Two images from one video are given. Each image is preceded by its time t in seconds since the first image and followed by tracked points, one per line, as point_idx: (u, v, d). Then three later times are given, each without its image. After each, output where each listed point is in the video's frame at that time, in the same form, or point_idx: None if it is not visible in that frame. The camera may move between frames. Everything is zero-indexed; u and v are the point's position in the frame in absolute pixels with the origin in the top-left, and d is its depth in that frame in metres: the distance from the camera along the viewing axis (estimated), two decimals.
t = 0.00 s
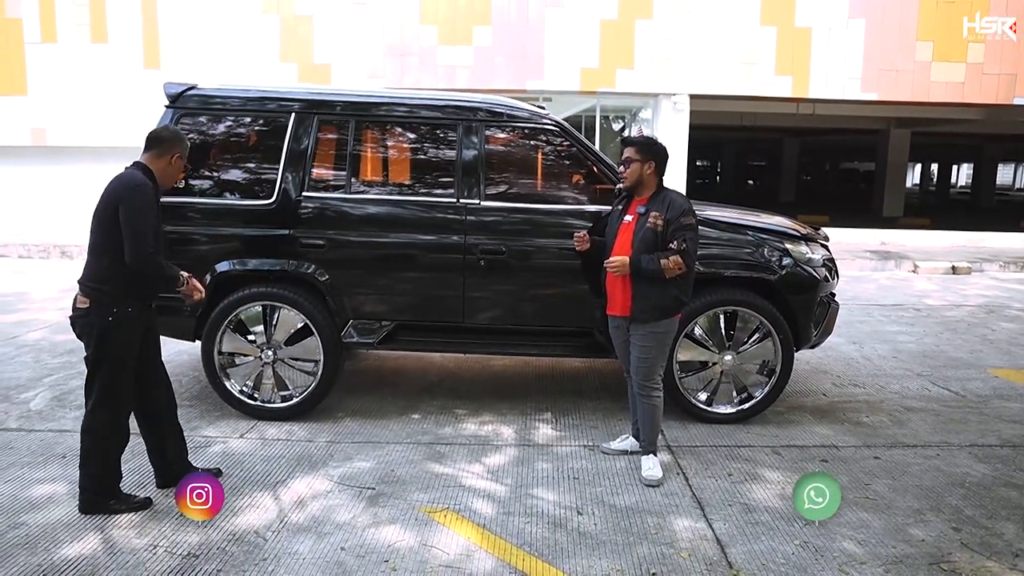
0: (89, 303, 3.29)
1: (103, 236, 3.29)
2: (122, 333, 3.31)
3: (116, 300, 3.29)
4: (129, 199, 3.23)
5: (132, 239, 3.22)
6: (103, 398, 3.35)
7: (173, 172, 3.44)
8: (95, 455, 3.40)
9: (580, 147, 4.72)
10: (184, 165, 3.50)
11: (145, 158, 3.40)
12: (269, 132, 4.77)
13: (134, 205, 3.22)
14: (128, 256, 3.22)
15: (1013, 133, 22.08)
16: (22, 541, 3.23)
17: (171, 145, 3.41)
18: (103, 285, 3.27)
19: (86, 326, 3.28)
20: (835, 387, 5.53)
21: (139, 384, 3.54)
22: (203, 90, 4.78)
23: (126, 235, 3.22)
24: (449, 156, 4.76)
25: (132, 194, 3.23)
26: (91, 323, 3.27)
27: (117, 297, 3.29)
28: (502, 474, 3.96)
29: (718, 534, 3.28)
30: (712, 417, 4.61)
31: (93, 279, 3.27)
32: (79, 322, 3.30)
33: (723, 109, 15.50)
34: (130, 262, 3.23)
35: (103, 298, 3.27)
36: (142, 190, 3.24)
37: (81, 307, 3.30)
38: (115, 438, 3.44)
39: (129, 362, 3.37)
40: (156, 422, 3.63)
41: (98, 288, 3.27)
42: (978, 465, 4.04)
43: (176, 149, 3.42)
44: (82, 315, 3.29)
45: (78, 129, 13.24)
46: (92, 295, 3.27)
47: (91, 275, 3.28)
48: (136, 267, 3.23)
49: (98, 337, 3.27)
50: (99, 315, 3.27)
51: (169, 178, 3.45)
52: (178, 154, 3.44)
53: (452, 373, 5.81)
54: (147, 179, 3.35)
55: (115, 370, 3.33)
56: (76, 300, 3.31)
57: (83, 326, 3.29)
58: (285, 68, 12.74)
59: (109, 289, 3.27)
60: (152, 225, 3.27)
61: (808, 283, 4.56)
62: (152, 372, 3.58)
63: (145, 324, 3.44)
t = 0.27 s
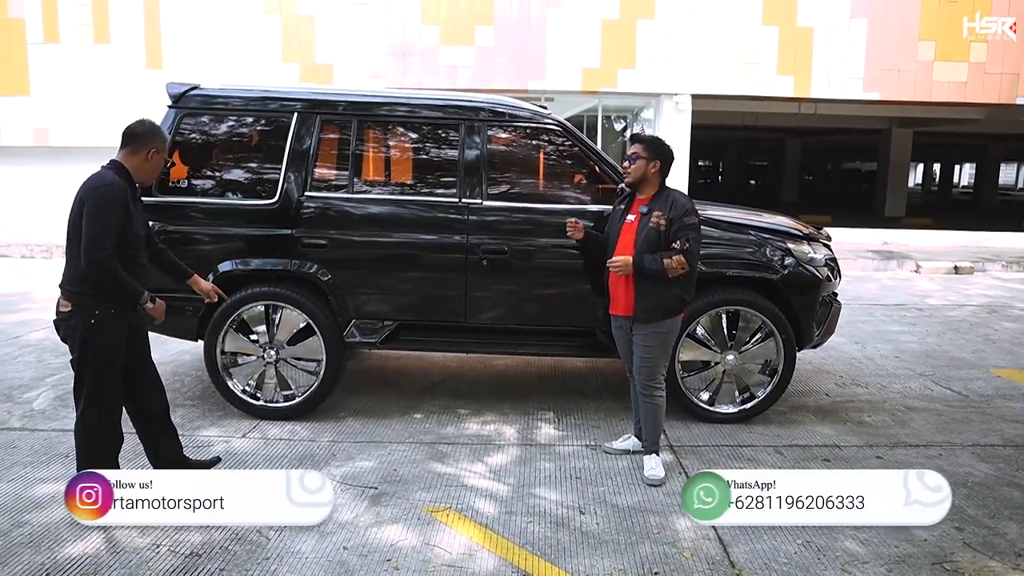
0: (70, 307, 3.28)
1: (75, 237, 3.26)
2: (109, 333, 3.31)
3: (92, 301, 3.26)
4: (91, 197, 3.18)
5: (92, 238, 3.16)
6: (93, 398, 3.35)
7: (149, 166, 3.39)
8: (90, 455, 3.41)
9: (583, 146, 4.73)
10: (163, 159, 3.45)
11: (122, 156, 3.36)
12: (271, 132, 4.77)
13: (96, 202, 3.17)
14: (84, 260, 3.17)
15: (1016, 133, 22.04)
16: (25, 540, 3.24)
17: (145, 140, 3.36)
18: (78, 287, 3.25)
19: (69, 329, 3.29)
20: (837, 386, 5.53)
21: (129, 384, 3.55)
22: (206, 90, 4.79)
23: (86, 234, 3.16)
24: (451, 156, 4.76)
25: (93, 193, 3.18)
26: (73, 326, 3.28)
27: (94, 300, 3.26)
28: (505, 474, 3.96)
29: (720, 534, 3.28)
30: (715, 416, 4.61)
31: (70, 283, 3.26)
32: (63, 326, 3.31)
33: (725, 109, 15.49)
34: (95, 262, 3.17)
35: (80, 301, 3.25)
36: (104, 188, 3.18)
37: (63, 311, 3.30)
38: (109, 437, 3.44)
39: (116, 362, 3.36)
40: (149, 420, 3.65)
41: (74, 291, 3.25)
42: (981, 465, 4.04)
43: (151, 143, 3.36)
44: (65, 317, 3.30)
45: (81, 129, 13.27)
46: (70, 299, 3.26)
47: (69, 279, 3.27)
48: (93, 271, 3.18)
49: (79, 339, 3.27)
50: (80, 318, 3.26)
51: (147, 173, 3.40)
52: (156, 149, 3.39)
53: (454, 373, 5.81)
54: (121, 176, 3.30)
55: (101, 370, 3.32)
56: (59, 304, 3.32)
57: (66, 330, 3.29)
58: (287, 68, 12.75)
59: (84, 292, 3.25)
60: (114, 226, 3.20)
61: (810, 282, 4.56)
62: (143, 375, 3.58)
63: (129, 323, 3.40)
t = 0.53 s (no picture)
0: (68, 309, 3.29)
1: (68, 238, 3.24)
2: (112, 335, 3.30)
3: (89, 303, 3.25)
4: (80, 198, 3.16)
5: (81, 240, 3.14)
6: (96, 398, 3.36)
7: (133, 159, 3.37)
8: (92, 456, 3.42)
9: (585, 146, 4.73)
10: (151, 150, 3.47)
11: (106, 154, 3.36)
12: (274, 132, 4.78)
13: (85, 204, 3.15)
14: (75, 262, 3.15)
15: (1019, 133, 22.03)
16: (30, 539, 3.25)
17: (124, 133, 3.35)
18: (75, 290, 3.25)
19: (70, 331, 3.29)
20: (839, 387, 5.53)
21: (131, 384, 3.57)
22: (209, 90, 4.80)
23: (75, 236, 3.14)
24: (454, 156, 4.77)
25: (82, 194, 3.17)
26: (73, 328, 3.28)
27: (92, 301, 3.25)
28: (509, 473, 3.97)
29: (722, 534, 3.29)
30: (717, 416, 4.62)
31: (68, 285, 3.26)
32: (63, 328, 3.31)
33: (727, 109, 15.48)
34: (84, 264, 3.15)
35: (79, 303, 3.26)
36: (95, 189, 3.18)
37: (63, 313, 3.30)
38: (112, 438, 3.45)
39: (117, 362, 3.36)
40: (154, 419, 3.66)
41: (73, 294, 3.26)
42: (983, 466, 4.04)
43: (129, 135, 3.35)
44: (65, 319, 3.30)
45: (84, 129, 13.30)
46: (70, 301, 3.27)
47: (66, 282, 3.27)
48: (84, 284, 3.13)
49: (81, 341, 3.28)
50: (80, 320, 3.26)
51: (130, 167, 3.39)
52: (138, 141, 3.38)
53: (457, 372, 5.82)
54: (108, 175, 3.30)
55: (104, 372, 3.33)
56: (58, 306, 3.32)
57: (67, 332, 3.30)
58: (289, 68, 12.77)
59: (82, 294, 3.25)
60: (99, 231, 3.17)
61: (813, 282, 4.56)
62: (144, 373, 3.60)
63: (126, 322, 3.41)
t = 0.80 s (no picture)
0: (75, 309, 3.36)
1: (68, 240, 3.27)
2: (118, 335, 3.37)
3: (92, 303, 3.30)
4: (76, 197, 3.19)
5: (79, 239, 3.16)
6: (104, 401, 3.43)
7: (118, 150, 3.36)
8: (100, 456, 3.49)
9: (586, 146, 4.73)
10: (139, 141, 3.45)
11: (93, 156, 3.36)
12: (275, 132, 4.79)
13: (82, 203, 3.18)
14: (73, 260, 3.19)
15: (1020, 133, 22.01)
16: (32, 538, 3.26)
17: (95, 129, 3.32)
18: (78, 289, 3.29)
19: (78, 330, 3.36)
20: (840, 386, 5.53)
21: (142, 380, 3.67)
22: (210, 90, 4.80)
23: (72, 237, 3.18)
24: (455, 157, 4.77)
25: (76, 194, 3.19)
26: (82, 328, 3.35)
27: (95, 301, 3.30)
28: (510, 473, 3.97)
29: (723, 533, 3.29)
30: (718, 416, 4.62)
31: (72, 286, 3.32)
32: (71, 327, 3.38)
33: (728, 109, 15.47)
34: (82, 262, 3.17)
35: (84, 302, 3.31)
36: (91, 189, 3.20)
37: (71, 313, 3.37)
38: (119, 437, 3.52)
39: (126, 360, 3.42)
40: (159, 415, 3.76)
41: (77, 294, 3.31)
42: (984, 465, 4.04)
43: (102, 128, 3.33)
44: (73, 319, 3.37)
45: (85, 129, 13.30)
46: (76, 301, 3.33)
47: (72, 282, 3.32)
48: (82, 287, 3.16)
49: (88, 340, 3.33)
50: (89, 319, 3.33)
51: (118, 159, 3.37)
52: (112, 133, 3.35)
53: (457, 372, 5.83)
54: (100, 175, 3.31)
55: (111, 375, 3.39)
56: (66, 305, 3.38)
57: (76, 330, 3.36)
58: (290, 68, 12.78)
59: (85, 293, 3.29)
60: (94, 232, 3.19)
61: (813, 282, 4.56)
62: (157, 371, 3.68)
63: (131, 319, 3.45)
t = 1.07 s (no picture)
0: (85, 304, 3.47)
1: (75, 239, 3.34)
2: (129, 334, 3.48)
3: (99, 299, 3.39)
4: (78, 196, 3.26)
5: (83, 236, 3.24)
6: (113, 398, 3.53)
7: (123, 149, 3.39)
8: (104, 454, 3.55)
9: (587, 147, 4.73)
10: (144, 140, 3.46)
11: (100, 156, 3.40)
12: (275, 132, 4.79)
13: (85, 201, 3.25)
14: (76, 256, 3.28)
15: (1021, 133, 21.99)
16: (32, 538, 3.27)
17: (100, 128, 3.36)
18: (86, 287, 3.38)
19: (88, 325, 3.47)
20: (841, 386, 5.53)
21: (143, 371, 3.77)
22: (211, 91, 4.81)
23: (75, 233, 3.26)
24: (455, 157, 4.77)
25: (81, 193, 3.27)
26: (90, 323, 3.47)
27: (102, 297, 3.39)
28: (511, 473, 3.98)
29: (723, 534, 3.29)
30: (719, 416, 4.62)
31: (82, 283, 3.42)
32: (82, 321, 3.50)
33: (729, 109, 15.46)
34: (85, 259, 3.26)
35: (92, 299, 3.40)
36: (95, 187, 3.29)
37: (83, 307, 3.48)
38: (123, 434, 3.60)
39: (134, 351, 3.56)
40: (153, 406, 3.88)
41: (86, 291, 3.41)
42: (985, 466, 4.03)
43: (105, 128, 3.35)
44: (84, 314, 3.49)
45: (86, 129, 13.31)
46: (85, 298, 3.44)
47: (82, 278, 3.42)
48: (86, 285, 3.23)
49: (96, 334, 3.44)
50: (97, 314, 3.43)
51: (125, 158, 3.41)
52: (113, 133, 3.36)
53: (458, 373, 5.83)
54: (106, 175, 3.38)
55: (119, 368, 3.51)
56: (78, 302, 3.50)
57: (86, 325, 3.48)
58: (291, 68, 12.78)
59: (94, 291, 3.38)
60: (100, 231, 3.27)
61: (814, 283, 4.56)
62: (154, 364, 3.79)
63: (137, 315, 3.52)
